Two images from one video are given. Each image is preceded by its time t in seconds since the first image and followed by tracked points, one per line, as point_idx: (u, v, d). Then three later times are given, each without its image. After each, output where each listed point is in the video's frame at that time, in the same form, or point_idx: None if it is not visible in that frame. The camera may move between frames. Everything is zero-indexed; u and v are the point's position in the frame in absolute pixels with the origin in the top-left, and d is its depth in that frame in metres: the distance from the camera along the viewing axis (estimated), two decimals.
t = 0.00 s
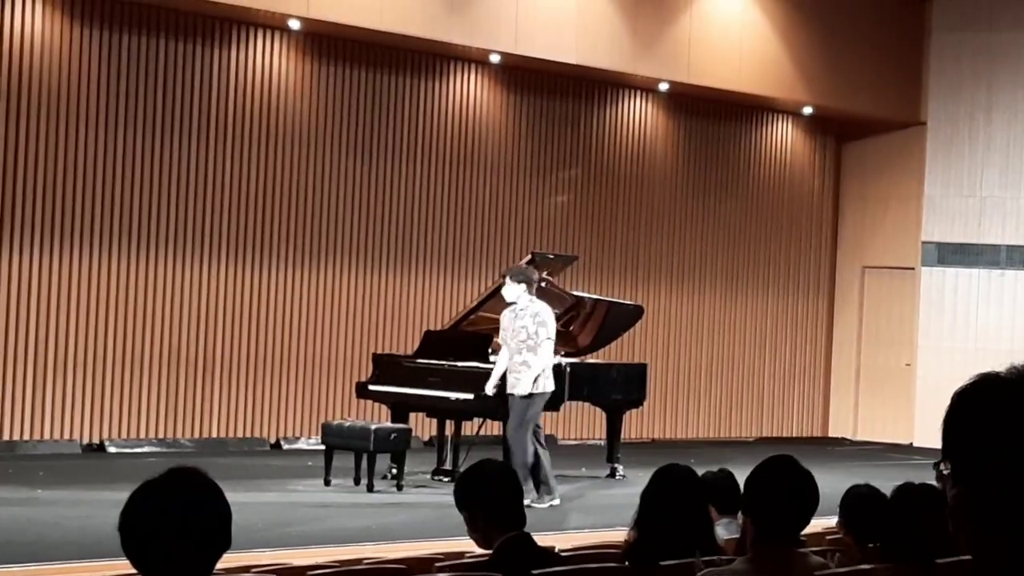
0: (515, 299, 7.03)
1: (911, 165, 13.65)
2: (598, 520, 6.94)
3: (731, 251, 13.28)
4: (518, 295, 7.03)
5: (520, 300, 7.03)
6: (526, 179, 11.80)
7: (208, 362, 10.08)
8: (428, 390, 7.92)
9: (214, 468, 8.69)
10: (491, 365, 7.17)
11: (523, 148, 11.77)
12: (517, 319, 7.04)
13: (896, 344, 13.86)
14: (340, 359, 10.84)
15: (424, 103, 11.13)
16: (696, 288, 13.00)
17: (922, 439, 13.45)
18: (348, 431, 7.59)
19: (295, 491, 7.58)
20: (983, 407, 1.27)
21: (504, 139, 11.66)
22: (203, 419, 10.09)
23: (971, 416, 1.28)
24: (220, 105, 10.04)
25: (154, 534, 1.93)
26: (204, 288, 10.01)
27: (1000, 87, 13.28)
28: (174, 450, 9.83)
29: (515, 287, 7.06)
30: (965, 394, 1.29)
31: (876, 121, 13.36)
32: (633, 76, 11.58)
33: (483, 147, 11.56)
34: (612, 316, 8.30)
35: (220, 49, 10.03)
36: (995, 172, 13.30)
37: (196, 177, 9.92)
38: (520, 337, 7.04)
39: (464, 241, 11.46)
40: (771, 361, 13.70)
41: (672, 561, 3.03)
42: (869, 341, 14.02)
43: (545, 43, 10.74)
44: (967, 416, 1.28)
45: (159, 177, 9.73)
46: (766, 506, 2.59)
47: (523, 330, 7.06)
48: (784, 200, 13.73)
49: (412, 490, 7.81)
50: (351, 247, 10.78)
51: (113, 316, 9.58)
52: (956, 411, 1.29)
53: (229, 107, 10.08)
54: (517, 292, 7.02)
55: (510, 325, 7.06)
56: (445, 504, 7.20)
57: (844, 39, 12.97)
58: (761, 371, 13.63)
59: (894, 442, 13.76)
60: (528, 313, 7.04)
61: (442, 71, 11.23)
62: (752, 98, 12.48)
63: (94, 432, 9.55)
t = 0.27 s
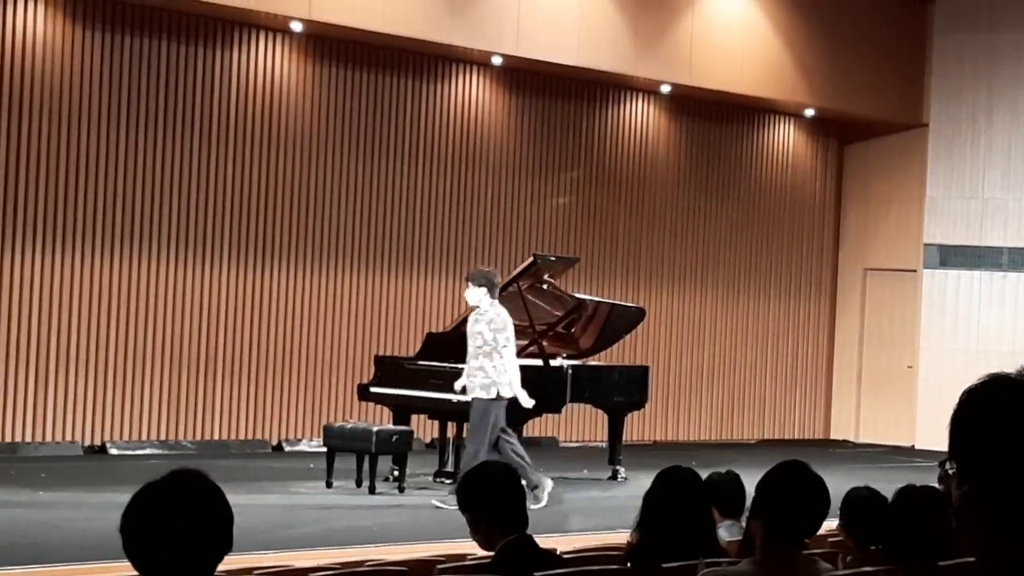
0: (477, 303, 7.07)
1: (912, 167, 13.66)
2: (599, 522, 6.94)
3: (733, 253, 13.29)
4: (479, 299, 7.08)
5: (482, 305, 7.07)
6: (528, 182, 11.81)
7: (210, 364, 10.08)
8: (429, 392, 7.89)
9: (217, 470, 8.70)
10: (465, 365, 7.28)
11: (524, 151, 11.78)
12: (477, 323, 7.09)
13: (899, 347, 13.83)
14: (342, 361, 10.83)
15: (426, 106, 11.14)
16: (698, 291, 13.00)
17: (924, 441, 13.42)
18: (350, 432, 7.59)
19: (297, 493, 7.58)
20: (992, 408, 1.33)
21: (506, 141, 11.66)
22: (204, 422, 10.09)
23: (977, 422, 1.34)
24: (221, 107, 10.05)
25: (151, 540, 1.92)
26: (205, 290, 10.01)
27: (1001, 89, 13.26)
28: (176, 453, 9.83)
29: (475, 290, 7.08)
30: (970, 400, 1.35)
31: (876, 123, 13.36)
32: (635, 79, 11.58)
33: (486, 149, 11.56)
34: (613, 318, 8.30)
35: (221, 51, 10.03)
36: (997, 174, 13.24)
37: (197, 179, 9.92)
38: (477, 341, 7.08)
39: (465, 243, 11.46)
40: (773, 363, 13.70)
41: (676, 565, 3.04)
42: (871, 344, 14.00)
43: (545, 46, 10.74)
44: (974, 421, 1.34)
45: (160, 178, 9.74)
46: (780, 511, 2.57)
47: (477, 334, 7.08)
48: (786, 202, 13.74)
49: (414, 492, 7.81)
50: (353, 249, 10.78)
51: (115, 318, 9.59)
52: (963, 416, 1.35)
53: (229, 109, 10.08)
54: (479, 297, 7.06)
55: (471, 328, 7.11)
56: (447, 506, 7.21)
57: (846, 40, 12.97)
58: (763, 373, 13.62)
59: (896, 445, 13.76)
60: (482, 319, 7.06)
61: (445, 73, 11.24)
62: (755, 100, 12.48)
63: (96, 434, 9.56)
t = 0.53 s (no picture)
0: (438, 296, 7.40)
1: (917, 169, 13.66)
2: (603, 523, 6.94)
3: (737, 255, 13.28)
4: (439, 292, 7.40)
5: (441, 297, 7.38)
6: (532, 183, 11.81)
7: (214, 365, 10.08)
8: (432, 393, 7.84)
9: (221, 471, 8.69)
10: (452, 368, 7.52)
11: (528, 152, 11.78)
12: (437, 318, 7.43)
13: (903, 348, 13.80)
14: (346, 362, 10.83)
15: (430, 106, 11.14)
16: (702, 292, 13.00)
17: (928, 442, 13.40)
18: (354, 433, 7.58)
19: (301, 493, 7.58)
20: (998, 410, 1.21)
21: (510, 142, 11.66)
22: (208, 422, 10.09)
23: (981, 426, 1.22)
24: (226, 108, 10.05)
25: (157, 538, 1.93)
26: (209, 291, 10.02)
27: (1006, 90, 13.27)
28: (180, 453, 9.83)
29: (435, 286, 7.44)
30: (975, 404, 1.23)
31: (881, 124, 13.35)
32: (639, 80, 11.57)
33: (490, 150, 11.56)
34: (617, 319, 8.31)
35: (226, 51, 10.03)
36: (1002, 176, 13.26)
37: (201, 180, 9.92)
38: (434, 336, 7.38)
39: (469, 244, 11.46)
40: (778, 364, 13.69)
41: (682, 563, 3.03)
42: (875, 345, 13.98)
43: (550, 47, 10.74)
44: (979, 426, 1.22)
45: (164, 179, 9.74)
46: (790, 513, 2.71)
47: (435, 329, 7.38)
48: (791, 203, 13.73)
49: (418, 493, 7.81)
50: (358, 250, 10.78)
51: (119, 319, 9.59)
52: (970, 419, 1.23)
53: (234, 110, 10.09)
54: (440, 290, 7.40)
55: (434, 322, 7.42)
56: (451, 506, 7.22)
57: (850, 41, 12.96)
58: (767, 374, 13.61)
59: (900, 446, 13.75)
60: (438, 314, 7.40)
61: (450, 74, 11.24)
62: (759, 101, 12.48)
63: (100, 435, 9.55)
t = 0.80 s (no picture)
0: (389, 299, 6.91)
1: (921, 169, 13.66)
2: (607, 524, 6.94)
3: (741, 256, 13.29)
4: (391, 295, 6.90)
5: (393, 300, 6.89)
6: (536, 184, 11.81)
7: (219, 366, 10.09)
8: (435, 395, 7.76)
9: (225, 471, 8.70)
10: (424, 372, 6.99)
11: (532, 153, 11.78)
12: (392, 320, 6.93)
13: (908, 349, 13.82)
14: (351, 362, 10.84)
15: (434, 107, 11.14)
16: (706, 293, 13.01)
17: (933, 443, 13.42)
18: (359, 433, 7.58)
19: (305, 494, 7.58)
20: (1000, 412, 1.55)
21: (514, 143, 11.67)
22: (213, 423, 10.10)
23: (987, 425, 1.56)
24: (231, 109, 10.06)
25: (164, 539, 1.92)
26: (214, 292, 10.02)
27: (1011, 91, 13.27)
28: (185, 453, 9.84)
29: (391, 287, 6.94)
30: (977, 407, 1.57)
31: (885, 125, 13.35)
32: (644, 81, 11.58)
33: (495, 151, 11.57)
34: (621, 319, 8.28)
35: (231, 53, 10.04)
36: (1007, 176, 13.25)
37: (206, 181, 9.93)
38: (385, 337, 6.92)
39: (473, 246, 11.47)
40: (782, 366, 13.70)
41: (685, 564, 3.02)
42: (880, 346, 13.99)
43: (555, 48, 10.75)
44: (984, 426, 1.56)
45: (169, 180, 9.75)
46: (798, 511, 2.74)
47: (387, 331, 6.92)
48: (796, 204, 13.74)
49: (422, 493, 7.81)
50: (362, 251, 10.79)
51: (125, 320, 9.61)
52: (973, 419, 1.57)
53: (239, 112, 10.10)
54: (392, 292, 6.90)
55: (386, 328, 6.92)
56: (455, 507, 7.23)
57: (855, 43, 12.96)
58: (771, 375, 13.61)
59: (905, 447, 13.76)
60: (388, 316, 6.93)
61: (454, 75, 11.25)
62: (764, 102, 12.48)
63: (106, 435, 9.56)
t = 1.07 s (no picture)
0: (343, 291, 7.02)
1: (930, 170, 13.63)
2: (614, 525, 6.94)
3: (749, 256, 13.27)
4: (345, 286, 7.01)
5: (345, 292, 7.00)
6: (544, 184, 11.81)
7: (226, 366, 10.08)
8: (444, 394, 7.86)
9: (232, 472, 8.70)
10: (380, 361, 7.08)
11: (540, 153, 11.78)
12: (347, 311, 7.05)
13: (917, 350, 13.76)
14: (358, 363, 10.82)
15: (442, 108, 11.14)
16: (714, 294, 13.00)
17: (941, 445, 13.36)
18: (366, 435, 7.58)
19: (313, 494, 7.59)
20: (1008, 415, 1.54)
21: (522, 144, 11.66)
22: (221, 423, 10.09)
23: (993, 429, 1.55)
24: (238, 109, 10.06)
25: (173, 540, 1.93)
26: (222, 292, 10.02)
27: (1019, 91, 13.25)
28: (192, 453, 9.83)
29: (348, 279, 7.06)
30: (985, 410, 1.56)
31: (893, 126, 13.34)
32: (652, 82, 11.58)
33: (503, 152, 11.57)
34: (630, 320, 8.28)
35: (239, 53, 10.04)
36: (1016, 177, 13.23)
37: (213, 182, 9.93)
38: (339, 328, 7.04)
39: (481, 246, 11.46)
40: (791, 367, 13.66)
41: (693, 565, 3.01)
42: (888, 348, 13.93)
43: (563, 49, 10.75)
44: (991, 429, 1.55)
45: (177, 180, 9.75)
46: (818, 516, 2.69)
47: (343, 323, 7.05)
48: (804, 204, 13.71)
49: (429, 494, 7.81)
50: (370, 250, 10.80)
51: (133, 321, 9.61)
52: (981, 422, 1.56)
53: (247, 112, 10.10)
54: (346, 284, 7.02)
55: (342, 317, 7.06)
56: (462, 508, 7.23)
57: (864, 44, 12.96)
58: (779, 376, 13.57)
59: (913, 448, 13.71)
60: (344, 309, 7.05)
61: (463, 75, 11.25)
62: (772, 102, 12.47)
63: (113, 435, 9.55)
